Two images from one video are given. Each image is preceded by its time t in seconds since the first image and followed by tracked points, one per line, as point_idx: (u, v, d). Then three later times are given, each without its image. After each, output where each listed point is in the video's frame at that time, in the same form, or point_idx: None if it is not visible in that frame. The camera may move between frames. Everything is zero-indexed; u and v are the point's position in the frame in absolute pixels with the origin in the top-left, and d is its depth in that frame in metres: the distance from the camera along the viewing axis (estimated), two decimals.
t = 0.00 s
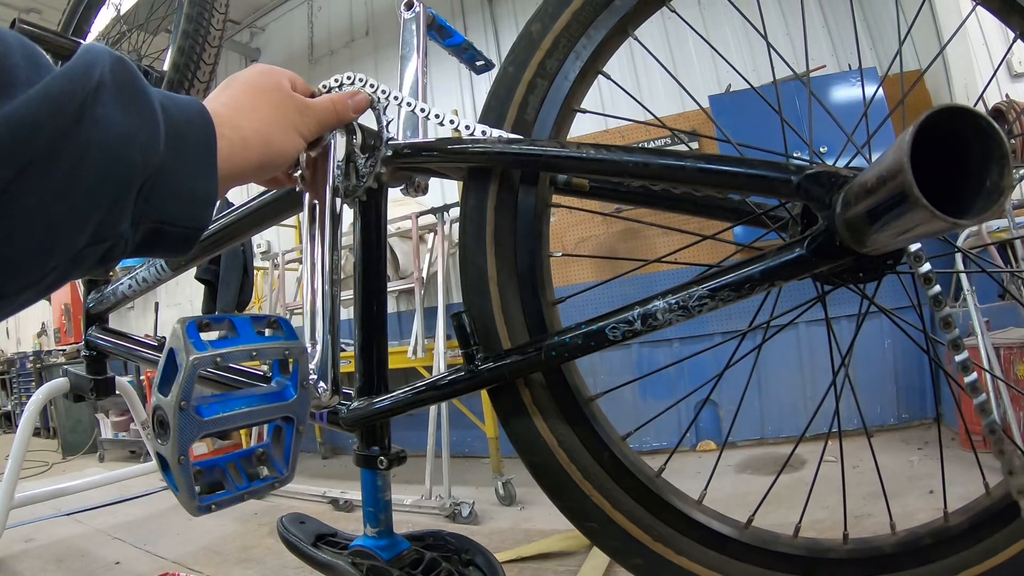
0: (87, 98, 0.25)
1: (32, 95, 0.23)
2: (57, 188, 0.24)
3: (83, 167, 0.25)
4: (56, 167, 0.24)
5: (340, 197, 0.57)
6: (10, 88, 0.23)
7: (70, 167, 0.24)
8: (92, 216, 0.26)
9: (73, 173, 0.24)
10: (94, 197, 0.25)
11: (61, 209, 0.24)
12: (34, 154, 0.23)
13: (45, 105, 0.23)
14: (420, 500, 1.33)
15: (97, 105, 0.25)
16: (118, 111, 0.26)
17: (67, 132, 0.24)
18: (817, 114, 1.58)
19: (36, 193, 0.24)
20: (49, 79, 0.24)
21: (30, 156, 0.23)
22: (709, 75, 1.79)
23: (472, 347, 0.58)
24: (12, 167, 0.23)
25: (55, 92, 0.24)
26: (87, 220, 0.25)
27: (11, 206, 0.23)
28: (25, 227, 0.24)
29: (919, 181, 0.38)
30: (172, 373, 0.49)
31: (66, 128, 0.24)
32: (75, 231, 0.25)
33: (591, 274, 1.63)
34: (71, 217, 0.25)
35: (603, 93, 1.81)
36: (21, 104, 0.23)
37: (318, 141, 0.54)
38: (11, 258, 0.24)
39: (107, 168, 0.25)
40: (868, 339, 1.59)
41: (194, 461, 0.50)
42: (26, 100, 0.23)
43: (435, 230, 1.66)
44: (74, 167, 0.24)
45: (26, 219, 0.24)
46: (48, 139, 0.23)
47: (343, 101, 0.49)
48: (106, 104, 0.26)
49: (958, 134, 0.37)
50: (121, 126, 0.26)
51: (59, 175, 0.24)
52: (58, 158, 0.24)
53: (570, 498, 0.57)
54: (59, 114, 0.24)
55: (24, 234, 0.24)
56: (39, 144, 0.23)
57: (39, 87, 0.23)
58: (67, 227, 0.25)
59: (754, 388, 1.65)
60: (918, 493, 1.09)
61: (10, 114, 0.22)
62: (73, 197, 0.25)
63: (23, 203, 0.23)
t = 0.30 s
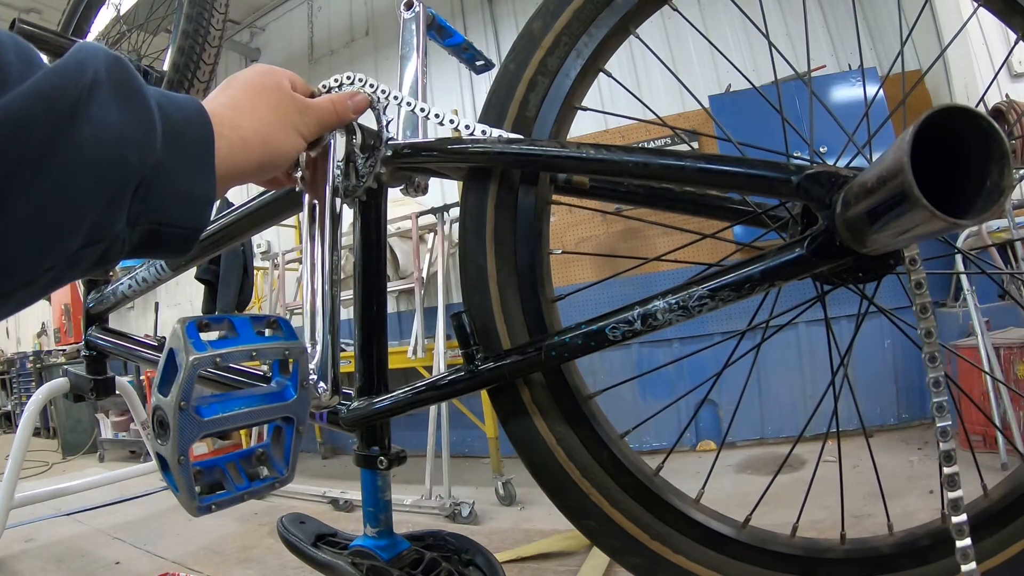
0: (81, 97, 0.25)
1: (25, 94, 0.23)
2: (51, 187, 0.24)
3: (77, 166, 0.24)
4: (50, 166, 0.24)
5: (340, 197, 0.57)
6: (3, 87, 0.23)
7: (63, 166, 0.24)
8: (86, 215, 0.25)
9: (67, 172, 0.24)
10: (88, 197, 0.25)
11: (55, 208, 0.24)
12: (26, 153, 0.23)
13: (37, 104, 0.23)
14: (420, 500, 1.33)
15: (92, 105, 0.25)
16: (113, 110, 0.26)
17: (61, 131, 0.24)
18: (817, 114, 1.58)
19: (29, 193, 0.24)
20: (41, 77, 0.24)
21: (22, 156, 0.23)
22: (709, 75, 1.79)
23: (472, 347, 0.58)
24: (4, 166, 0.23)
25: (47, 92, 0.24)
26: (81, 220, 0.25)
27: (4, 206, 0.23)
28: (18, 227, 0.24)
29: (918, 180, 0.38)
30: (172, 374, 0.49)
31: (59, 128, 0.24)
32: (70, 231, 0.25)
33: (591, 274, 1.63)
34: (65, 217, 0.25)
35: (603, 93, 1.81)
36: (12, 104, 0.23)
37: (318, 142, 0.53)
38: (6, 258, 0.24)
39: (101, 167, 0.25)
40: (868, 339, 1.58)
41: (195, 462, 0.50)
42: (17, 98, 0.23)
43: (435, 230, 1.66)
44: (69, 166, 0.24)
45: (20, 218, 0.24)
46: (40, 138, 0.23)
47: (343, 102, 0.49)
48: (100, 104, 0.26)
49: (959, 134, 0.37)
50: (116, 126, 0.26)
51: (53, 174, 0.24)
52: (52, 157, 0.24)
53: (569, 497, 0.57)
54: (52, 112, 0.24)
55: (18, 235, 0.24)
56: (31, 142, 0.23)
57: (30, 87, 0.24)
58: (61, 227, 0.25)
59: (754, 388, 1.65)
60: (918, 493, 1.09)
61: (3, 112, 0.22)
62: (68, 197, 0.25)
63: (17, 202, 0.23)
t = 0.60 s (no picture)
0: (77, 100, 0.25)
1: (21, 97, 0.23)
2: (47, 190, 0.24)
3: (73, 168, 0.24)
4: (47, 169, 0.24)
5: (340, 197, 0.57)
6: None
7: (60, 168, 0.24)
8: (82, 218, 0.25)
9: (63, 175, 0.24)
10: (85, 199, 0.25)
11: (52, 212, 0.24)
12: (21, 156, 0.23)
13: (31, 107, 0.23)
14: (420, 500, 1.33)
15: (89, 107, 0.25)
16: (111, 112, 0.26)
17: (58, 135, 0.24)
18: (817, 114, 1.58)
19: (24, 195, 0.24)
20: (38, 80, 0.24)
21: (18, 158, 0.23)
22: (709, 75, 1.79)
23: (472, 347, 0.58)
24: None
25: (42, 94, 0.24)
26: (78, 223, 0.25)
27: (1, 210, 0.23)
28: (15, 230, 0.24)
29: (920, 180, 0.38)
30: (171, 373, 0.49)
31: (55, 131, 0.24)
32: (67, 234, 0.25)
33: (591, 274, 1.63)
34: (61, 220, 0.25)
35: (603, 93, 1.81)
36: (8, 108, 0.23)
37: (319, 142, 0.53)
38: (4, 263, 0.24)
39: (96, 170, 0.25)
40: (868, 339, 1.59)
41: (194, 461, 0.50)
42: (13, 101, 0.23)
43: (435, 230, 1.66)
44: (66, 169, 0.24)
45: (16, 222, 0.24)
46: (36, 141, 0.23)
47: (343, 102, 0.49)
48: (97, 106, 0.26)
49: (960, 134, 0.37)
50: (112, 127, 0.26)
51: (48, 176, 0.24)
52: (47, 159, 0.24)
53: (569, 497, 0.57)
54: (47, 115, 0.24)
55: (14, 239, 0.24)
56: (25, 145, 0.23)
57: (27, 90, 0.24)
58: (57, 230, 0.25)
59: (754, 388, 1.65)
60: (918, 493, 1.09)
61: None
62: (64, 199, 0.25)
63: (12, 205, 0.23)
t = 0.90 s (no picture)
0: (83, 103, 0.25)
1: (28, 100, 0.23)
2: (54, 192, 0.24)
3: (79, 171, 0.24)
4: (54, 172, 0.24)
5: (340, 197, 0.57)
6: (6, 92, 0.24)
7: (67, 170, 0.24)
8: (87, 221, 0.25)
9: (69, 178, 0.24)
10: (90, 201, 0.25)
11: (58, 214, 0.24)
12: (28, 158, 0.23)
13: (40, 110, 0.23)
14: (420, 500, 1.33)
15: (94, 109, 0.25)
16: (116, 114, 0.26)
17: (66, 138, 0.24)
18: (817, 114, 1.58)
19: (31, 197, 0.24)
20: (44, 83, 0.24)
21: (25, 161, 0.23)
22: (709, 75, 1.79)
23: (472, 347, 0.57)
24: (7, 171, 0.23)
25: (49, 97, 0.24)
26: (84, 225, 0.25)
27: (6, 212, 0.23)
28: (22, 233, 0.24)
29: (920, 180, 0.38)
30: (172, 373, 0.49)
31: (63, 134, 0.24)
32: (72, 236, 0.25)
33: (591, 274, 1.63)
34: (65, 222, 0.25)
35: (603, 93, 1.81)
36: (16, 111, 0.23)
37: (319, 142, 0.53)
38: (9, 265, 0.24)
39: (103, 173, 0.25)
40: (868, 339, 1.59)
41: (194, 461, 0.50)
42: (20, 104, 0.23)
43: (435, 230, 1.66)
44: (72, 171, 0.24)
45: (23, 224, 0.24)
46: (44, 144, 0.23)
47: (343, 102, 0.48)
48: (102, 109, 0.26)
49: (960, 133, 0.37)
50: (118, 130, 0.26)
51: (54, 179, 0.24)
52: (54, 161, 0.24)
53: (569, 497, 0.57)
54: (54, 118, 0.24)
55: (21, 241, 0.24)
56: (33, 148, 0.23)
57: (34, 92, 0.24)
58: (62, 232, 0.25)
59: (754, 388, 1.65)
60: (918, 493, 1.09)
61: (4, 118, 0.22)
62: (70, 202, 0.25)
63: (19, 207, 0.23)
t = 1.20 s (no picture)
0: (86, 95, 0.25)
1: (29, 89, 0.23)
2: (54, 183, 0.24)
3: (80, 163, 0.24)
4: (56, 163, 0.24)
5: (340, 197, 0.57)
6: (7, 80, 0.23)
7: (68, 161, 0.24)
8: (87, 213, 0.25)
9: (70, 169, 0.24)
10: (92, 195, 0.25)
11: (58, 204, 0.24)
12: (29, 148, 0.23)
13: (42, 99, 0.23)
14: (420, 500, 1.33)
15: (97, 101, 0.25)
16: (119, 107, 0.26)
17: (67, 128, 0.24)
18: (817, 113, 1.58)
19: (33, 188, 0.24)
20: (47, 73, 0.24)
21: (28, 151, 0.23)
22: (709, 75, 1.79)
23: (472, 347, 0.57)
24: (8, 160, 0.23)
25: (52, 87, 0.24)
26: (84, 218, 0.25)
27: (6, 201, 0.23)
28: (21, 223, 0.24)
29: (920, 180, 0.38)
30: (171, 373, 0.49)
31: (64, 125, 0.24)
32: (72, 229, 0.25)
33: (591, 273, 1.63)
34: (65, 213, 0.25)
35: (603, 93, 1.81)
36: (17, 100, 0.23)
37: (319, 142, 0.53)
38: (8, 256, 0.24)
39: (104, 165, 0.25)
40: (868, 339, 1.58)
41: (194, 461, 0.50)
42: (23, 93, 0.23)
43: (435, 230, 1.66)
44: (73, 162, 0.24)
45: (24, 215, 0.24)
46: (45, 133, 0.24)
47: (343, 102, 0.48)
48: (105, 101, 0.26)
49: (960, 133, 0.37)
50: (120, 123, 0.26)
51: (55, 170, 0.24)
52: (55, 152, 0.24)
53: (569, 497, 0.57)
54: (56, 108, 0.24)
55: (20, 232, 0.24)
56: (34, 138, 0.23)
57: (36, 78, 0.24)
58: (62, 224, 0.25)
59: (754, 388, 1.65)
60: (918, 493, 1.09)
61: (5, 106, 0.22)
62: (72, 193, 0.25)
63: (20, 197, 0.24)
